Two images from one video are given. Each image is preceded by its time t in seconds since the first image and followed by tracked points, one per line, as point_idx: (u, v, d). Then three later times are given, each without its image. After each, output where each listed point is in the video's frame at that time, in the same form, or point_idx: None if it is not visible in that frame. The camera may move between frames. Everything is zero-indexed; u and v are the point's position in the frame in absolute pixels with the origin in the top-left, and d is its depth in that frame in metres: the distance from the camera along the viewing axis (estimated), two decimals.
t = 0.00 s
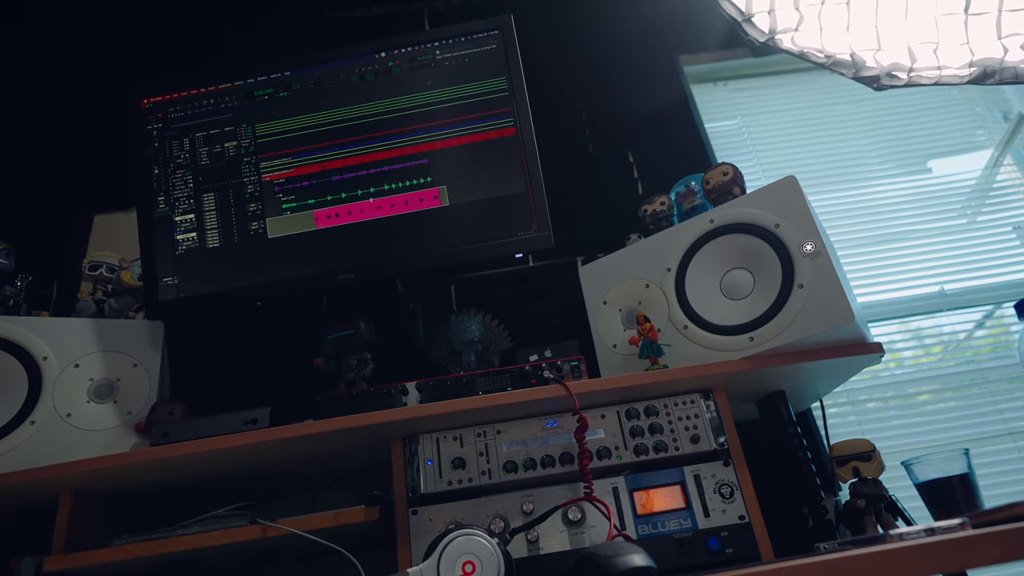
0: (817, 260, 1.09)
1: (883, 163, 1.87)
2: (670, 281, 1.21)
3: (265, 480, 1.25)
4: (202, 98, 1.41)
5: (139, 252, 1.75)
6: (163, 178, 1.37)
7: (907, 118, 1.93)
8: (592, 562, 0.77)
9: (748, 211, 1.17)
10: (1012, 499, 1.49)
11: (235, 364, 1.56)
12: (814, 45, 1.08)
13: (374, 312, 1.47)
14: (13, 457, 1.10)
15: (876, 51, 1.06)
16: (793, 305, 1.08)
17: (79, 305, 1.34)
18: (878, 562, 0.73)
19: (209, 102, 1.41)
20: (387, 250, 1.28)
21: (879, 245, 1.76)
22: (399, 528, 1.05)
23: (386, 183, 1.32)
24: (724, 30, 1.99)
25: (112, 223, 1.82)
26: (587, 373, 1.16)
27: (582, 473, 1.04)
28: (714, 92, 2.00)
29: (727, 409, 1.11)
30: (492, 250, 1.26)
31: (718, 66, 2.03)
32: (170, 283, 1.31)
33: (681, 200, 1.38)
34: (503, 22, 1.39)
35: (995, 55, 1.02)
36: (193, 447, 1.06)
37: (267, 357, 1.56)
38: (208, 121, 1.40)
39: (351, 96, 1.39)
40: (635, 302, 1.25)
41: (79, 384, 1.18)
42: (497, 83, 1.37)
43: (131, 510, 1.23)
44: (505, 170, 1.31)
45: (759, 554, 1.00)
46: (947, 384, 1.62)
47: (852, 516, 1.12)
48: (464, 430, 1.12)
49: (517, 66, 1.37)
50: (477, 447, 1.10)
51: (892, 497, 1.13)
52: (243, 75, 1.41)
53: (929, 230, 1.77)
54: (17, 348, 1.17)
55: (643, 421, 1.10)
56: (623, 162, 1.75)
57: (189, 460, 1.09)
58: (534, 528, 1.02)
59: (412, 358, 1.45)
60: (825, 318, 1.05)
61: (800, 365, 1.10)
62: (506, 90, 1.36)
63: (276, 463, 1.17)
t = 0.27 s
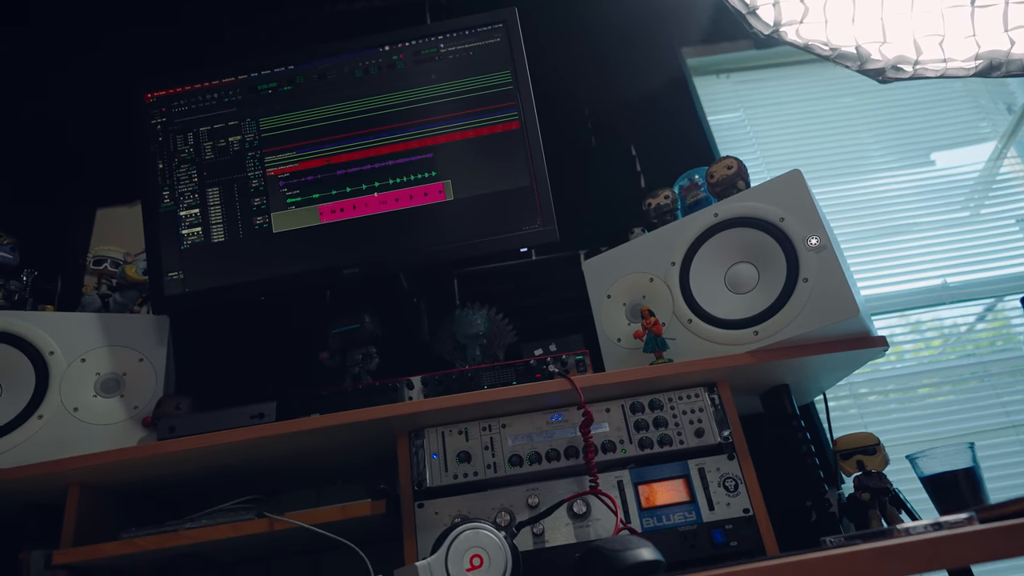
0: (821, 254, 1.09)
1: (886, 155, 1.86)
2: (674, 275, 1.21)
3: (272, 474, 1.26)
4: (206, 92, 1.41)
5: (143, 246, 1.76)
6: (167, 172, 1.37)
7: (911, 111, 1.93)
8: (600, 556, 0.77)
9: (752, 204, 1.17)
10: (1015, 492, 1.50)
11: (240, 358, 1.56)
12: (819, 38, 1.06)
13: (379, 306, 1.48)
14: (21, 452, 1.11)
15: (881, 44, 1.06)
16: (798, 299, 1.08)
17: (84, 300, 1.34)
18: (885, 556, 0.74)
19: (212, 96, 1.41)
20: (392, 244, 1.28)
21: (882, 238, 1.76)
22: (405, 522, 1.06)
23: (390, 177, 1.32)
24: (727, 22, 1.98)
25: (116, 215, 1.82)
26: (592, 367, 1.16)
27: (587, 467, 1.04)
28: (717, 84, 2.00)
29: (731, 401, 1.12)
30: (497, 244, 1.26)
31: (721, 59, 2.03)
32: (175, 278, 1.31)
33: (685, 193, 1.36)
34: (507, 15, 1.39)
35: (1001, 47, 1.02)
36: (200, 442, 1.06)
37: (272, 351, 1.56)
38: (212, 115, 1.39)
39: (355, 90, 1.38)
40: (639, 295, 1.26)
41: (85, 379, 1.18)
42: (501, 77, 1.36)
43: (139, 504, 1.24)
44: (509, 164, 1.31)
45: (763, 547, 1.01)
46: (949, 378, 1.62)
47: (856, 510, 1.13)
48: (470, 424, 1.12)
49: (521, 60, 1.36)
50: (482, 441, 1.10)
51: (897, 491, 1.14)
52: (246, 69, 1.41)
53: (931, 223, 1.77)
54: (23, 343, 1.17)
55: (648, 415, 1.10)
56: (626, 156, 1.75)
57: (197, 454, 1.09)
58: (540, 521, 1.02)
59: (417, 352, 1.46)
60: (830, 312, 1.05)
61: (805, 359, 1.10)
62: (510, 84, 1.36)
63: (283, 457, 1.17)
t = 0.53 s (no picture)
0: (827, 259, 1.09)
1: (892, 157, 1.87)
2: (680, 279, 1.22)
3: (283, 476, 1.28)
4: (217, 99, 1.43)
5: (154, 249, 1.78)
6: (179, 178, 1.39)
7: (916, 112, 1.93)
8: (609, 560, 0.79)
9: (758, 209, 1.18)
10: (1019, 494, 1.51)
11: (251, 360, 1.58)
12: (824, 42, 1.07)
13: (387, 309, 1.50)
14: (38, 455, 1.12)
15: (886, 49, 1.06)
16: (803, 303, 1.09)
17: (97, 304, 1.36)
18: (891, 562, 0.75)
19: (223, 103, 1.42)
20: (401, 250, 1.30)
21: (888, 239, 1.76)
22: (415, 524, 1.07)
23: (399, 183, 1.34)
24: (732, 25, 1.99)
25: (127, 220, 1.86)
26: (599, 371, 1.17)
27: (595, 470, 1.06)
28: (722, 86, 2.01)
29: (737, 403, 1.13)
30: (505, 250, 1.27)
31: (727, 61, 2.03)
32: (188, 283, 1.33)
33: (691, 198, 1.38)
34: (514, 22, 1.40)
35: (1006, 53, 1.03)
36: (214, 445, 1.08)
37: (281, 354, 1.58)
38: (223, 122, 1.41)
39: (364, 96, 1.40)
40: (645, 300, 1.27)
41: (100, 382, 1.20)
42: (509, 84, 1.37)
43: (153, 505, 1.26)
44: (517, 170, 1.32)
45: (768, 551, 1.02)
46: (954, 379, 1.63)
47: (860, 512, 1.14)
48: (478, 427, 1.14)
49: (529, 67, 1.37)
50: (491, 444, 1.12)
51: (901, 493, 1.15)
52: (257, 76, 1.42)
53: (937, 224, 1.78)
54: (38, 347, 1.19)
55: (654, 418, 1.12)
56: (632, 159, 1.76)
57: (210, 457, 1.11)
58: (548, 523, 1.04)
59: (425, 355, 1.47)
60: (835, 317, 1.06)
61: (810, 363, 1.11)
62: (517, 90, 1.37)
63: (294, 459, 1.19)
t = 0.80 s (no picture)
0: (834, 267, 1.10)
1: (901, 164, 1.87)
2: (687, 286, 1.23)
3: (292, 480, 1.29)
4: (229, 107, 1.44)
5: (166, 253, 1.80)
6: (192, 185, 1.40)
7: (925, 119, 1.93)
8: (614, 567, 0.79)
9: (765, 217, 1.18)
10: None
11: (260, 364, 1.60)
12: (833, 51, 1.06)
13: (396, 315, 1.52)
14: (50, 457, 1.13)
15: (895, 57, 1.06)
16: (810, 311, 1.09)
17: (110, 308, 1.38)
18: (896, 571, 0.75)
19: (235, 110, 1.44)
20: (410, 256, 1.31)
21: (897, 246, 1.76)
22: (423, 528, 1.08)
23: (408, 190, 1.35)
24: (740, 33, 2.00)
25: (140, 224, 1.88)
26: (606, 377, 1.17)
27: (601, 476, 1.06)
28: (730, 93, 2.01)
29: (743, 411, 1.13)
30: (512, 257, 1.28)
31: (735, 68, 2.04)
32: (199, 288, 1.35)
33: (698, 205, 1.38)
34: (523, 31, 1.41)
35: (1014, 61, 1.04)
36: (224, 449, 1.09)
37: (291, 358, 1.60)
38: (235, 129, 1.43)
39: (374, 104, 1.41)
40: (652, 307, 1.27)
41: (113, 386, 1.22)
42: (517, 92, 1.38)
43: (164, 508, 1.27)
44: (525, 177, 1.33)
45: (774, 557, 1.02)
46: (963, 386, 1.62)
47: (867, 520, 1.13)
48: (485, 432, 1.15)
49: (537, 75, 1.38)
50: (498, 449, 1.12)
51: (908, 502, 1.15)
52: (268, 84, 1.44)
53: (946, 231, 1.77)
54: (51, 350, 1.20)
55: (660, 425, 1.12)
56: (639, 166, 1.77)
57: (221, 460, 1.12)
58: (554, 529, 1.04)
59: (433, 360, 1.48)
60: (842, 325, 1.06)
61: (817, 371, 1.11)
62: (526, 98, 1.38)
63: (304, 463, 1.20)
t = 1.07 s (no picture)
0: (839, 274, 1.09)
1: (908, 173, 1.86)
2: (691, 291, 1.22)
3: (292, 476, 1.28)
4: (236, 102, 1.44)
5: (171, 248, 1.81)
6: (198, 179, 1.41)
7: (934, 129, 1.92)
8: (612, 570, 0.79)
9: (771, 223, 1.18)
10: None
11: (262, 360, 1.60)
12: (843, 58, 1.05)
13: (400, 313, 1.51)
14: (51, 448, 1.13)
15: (904, 66, 1.05)
16: (814, 319, 1.09)
17: (113, 301, 1.38)
18: None
19: (243, 106, 1.44)
20: (414, 255, 1.31)
21: (902, 256, 1.75)
22: (421, 528, 1.08)
23: (414, 189, 1.35)
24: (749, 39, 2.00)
25: (146, 218, 1.91)
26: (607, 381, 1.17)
27: (601, 480, 1.06)
28: (738, 99, 2.01)
29: (745, 417, 1.12)
30: (516, 257, 1.28)
31: (744, 74, 2.04)
32: (203, 282, 1.35)
33: (704, 210, 1.38)
34: (532, 32, 1.41)
35: None
36: (223, 443, 1.09)
37: (293, 355, 1.60)
38: (242, 124, 1.43)
39: (381, 102, 1.41)
40: (656, 311, 1.27)
41: (114, 378, 1.22)
42: (525, 93, 1.38)
43: (162, 501, 1.27)
44: (530, 178, 1.33)
45: (774, 565, 1.02)
46: (967, 399, 1.61)
47: (869, 531, 1.12)
48: (485, 433, 1.14)
49: (545, 76, 1.38)
50: (498, 450, 1.12)
51: (910, 512, 1.13)
52: (277, 80, 1.44)
53: (952, 242, 1.76)
54: (55, 341, 1.20)
55: (662, 429, 1.12)
56: (645, 171, 1.77)
57: (220, 455, 1.12)
58: (552, 532, 1.04)
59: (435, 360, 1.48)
60: (846, 333, 1.05)
61: (821, 379, 1.11)
62: (533, 100, 1.38)
63: (303, 460, 1.20)
